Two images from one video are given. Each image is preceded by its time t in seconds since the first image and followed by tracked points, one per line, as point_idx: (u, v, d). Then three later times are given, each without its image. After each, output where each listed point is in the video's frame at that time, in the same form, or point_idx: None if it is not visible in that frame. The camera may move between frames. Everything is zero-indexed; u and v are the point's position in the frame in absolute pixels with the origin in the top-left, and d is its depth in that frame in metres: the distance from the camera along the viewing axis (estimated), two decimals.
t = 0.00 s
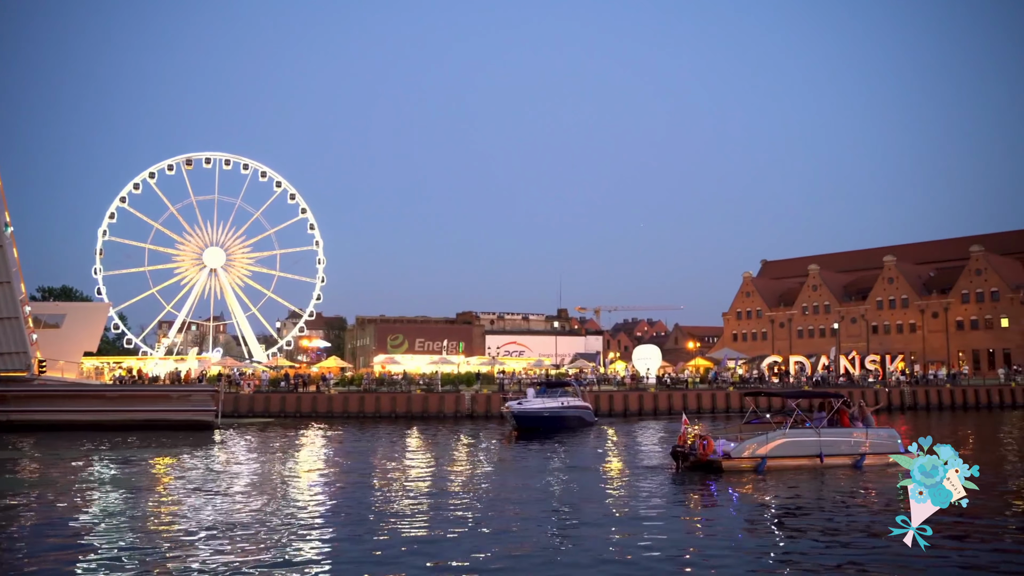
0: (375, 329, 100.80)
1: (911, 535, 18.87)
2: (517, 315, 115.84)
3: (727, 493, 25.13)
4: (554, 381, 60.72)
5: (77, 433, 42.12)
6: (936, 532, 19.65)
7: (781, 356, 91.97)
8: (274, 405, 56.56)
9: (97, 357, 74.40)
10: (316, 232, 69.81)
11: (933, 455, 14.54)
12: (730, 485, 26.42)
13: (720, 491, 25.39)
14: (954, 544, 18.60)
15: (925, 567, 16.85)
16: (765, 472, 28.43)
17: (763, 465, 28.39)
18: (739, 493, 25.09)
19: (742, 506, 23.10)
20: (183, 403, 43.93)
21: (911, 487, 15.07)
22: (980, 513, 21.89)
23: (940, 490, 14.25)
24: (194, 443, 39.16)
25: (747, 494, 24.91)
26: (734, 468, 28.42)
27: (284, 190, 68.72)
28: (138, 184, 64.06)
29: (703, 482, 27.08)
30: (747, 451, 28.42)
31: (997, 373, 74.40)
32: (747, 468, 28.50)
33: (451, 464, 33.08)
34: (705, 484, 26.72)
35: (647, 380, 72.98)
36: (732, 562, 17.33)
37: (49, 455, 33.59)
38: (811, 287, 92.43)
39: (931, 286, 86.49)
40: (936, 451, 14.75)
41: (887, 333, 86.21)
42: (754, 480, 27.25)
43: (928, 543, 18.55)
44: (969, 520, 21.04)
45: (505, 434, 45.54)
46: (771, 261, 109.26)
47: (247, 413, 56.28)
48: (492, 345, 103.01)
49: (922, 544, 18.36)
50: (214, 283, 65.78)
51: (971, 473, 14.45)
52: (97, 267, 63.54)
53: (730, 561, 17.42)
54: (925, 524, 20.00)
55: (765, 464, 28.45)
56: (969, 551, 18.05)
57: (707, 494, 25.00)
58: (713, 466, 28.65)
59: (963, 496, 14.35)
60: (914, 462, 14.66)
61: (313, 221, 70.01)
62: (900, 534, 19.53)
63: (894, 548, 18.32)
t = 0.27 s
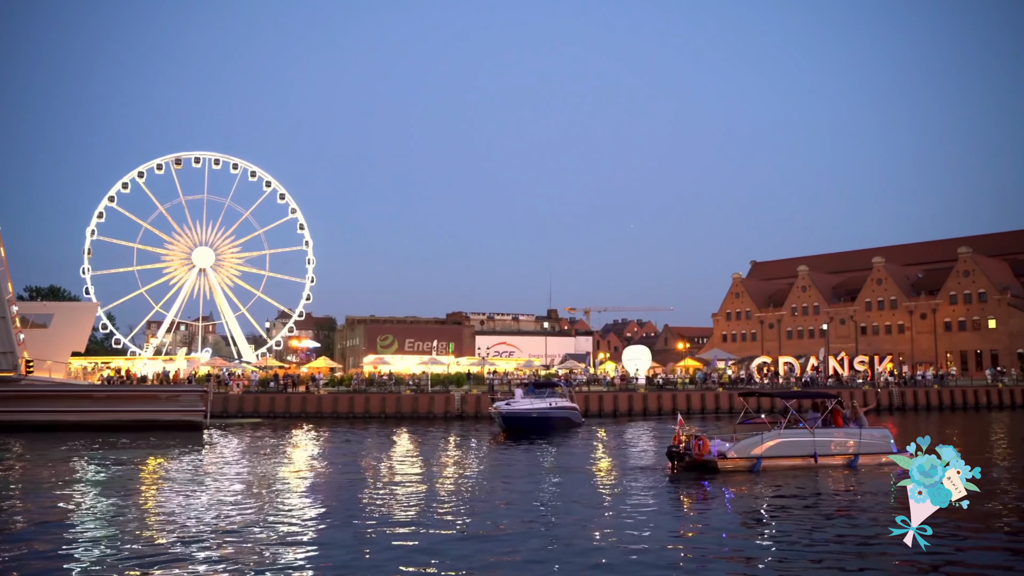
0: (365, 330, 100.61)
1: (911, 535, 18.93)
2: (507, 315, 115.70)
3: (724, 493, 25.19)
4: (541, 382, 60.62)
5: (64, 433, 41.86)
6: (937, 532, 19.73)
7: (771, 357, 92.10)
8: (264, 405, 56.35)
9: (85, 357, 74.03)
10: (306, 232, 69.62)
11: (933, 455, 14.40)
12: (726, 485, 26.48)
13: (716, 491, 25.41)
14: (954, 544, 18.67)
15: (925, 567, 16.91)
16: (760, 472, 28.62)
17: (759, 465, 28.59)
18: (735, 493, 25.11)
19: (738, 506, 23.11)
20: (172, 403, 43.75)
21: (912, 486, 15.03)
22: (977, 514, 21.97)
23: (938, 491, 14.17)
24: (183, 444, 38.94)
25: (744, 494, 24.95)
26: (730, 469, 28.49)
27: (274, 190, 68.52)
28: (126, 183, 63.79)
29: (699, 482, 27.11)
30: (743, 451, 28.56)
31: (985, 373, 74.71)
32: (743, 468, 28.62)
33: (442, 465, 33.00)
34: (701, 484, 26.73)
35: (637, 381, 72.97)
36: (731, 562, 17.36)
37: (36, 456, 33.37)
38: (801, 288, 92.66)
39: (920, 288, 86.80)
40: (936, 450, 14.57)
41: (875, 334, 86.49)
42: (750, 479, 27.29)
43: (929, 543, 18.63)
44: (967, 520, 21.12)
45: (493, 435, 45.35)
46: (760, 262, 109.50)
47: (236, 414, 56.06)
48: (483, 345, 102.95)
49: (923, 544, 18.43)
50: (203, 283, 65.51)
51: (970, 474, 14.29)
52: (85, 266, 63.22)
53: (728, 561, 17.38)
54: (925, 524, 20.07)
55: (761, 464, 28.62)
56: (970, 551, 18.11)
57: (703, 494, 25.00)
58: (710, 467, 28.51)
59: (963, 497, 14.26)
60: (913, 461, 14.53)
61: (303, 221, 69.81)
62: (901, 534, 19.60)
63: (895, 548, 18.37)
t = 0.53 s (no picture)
0: (355, 330, 100.37)
1: (911, 535, 18.94)
2: (497, 315, 115.56)
3: (721, 493, 25.21)
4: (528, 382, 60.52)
5: (52, 434, 41.62)
6: (937, 533, 19.72)
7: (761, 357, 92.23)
8: (253, 406, 56.16)
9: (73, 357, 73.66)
10: (296, 232, 69.44)
11: (933, 456, 14.52)
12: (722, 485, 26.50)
13: (712, 491, 25.40)
14: (954, 545, 18.67)
15: (926, 567, 16.92)
16: (756, 472, 28.66)
17: (754, 465, 28.60)
18: (729, 493, 25.17)
19: (731, 506, 23.21)
20: (161, 403, 43.58)
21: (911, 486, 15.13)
22: (974, 514, 22.04)
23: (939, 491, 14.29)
24: (172, 445, 38.73)
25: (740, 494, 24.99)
26: (726, 469, 28.40)
27: (263, 190, 68.30)
28: (115, 182, 63.54)
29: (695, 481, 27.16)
30: (737, 452, 28.50)
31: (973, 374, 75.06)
32: (739, 468, 28.57)
33: (431, 465, 32.91)
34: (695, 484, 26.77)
35: (627, 381, 72.99)
36: (731, 562, 17.37)
37: (24, 457, 33.15)
38: (790, 289, 92.86)
39: (908, 290, 86.99)
40: (936, 451, 14.68)
41: (864, 335, 86.76)
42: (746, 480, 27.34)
43: (929, 543, 18.62)
44: (965, 521, 21.18)
45: (481, 437, 45.23)
46: (750, 263, 109.73)
47: (225, 414, 55.86)
48: (473, 345, 102.89)
49: (922, 544, 18.43)
50: (193, 283, 65.25)
51: (970, 474, 14.39)
52: (73, 266, 62.88)
53: (723, 562, 17.38)
54: (925, 524, 20.08)
55: (756, 464, 28.65)
56: (970, 552, 18.14)
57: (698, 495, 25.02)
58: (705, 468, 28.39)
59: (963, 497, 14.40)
60: (913, 461, 14.64)
61: (292, 221, 69.61)
62: (901, 534, 19.59)
63: (895, 548, 18.38)
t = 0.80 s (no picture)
0: (344, 330, 100.15)
1: (911, 535, 19.10)
2: (486, 316, 115.43)
3: (718, 493, 25.32)
4: (514, 382, 60.45)
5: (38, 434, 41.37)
6: (936, 533, 19.90)
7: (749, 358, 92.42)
8: (242, 406, 55.96)
9: (60, 357, 73.22)
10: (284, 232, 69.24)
11: (933, 456, 14.81)
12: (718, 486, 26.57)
13: (708, 492, 25.51)
14: (953, 545, 18.85)
15: (923, 567, 17.01)
16: (751, 473, 28.68)
17: (749, 465, 28.64)
18: (724, 493, 25.28)
19: (724, 506, 23.32)
20: (148, 404, 43.35)
21: (911, 487, 15.33)
22: (968, 514, 22.21)
23: (941, 490, 14.55)
24: (159, 445, 38.51)
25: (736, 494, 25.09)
26: (721, 469, 28.42)
27: (252, 189, 68.08)
28: (103, 181, 63.24)
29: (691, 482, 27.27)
30: (733, 452, 28.59)
31: (960, 375, 75.44)
32: (734, 468, 28.61)
33: (421, 466, 32.81)
34: (692, 485, 26.88)
35: (615, 382, 73.01)
36: (731, 562, 17.43)
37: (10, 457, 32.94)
38: (779, 290, 93.10)
39: (896, 290, 87.33)
40: (936, 452, 14.95)
41: (852, 336, 87.07)
42: (741, 479, 27.45)
43: (929, 543, 18.80)
44: (959, 521, 21.33)
45: (468, 438, 45.16)
46: (739, 264, 110.02)
47: (213, 415, 55.66)
48: (462, 346, 102.80)
49: (922, 544, 18.58)
50: (181, 283, 64.99)
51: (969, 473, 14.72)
52: (60, 265, 62.53)
53: (720, 562, 17.47)
54: (925, 524, 20.23)
55: (752, 465, 28.70)
56: (971, 551, 18.29)
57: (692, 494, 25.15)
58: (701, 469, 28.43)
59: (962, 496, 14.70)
60: (913, 461, 14.89)
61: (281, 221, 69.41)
62: (901, 534, 19.72)
63: (895, 548, 18.51)
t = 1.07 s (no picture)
0: (334, 331, 99.93)
1: (911, 535, 19.23)
2: (477, 316, 115.32)
3: (715, 493, 25.42)
4: (504, 383, 60.41)
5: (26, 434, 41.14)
6: (936, 532, 20.03)
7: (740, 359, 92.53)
8: (231, 407, 55.79)
9: (48, 356, 72.81)
10: (275, 231, 69.03)
11: (933, 455, 14.84)
12: (715, 486, 26.66)
13: (704, 492, 25.62)
14: (953, 545, 18.98)
15: (923, 567, 17.10)
16: (747, 473, 28.70)
17: (746, 466, 28.67)
18: (721, 493, 25.41)
19: (720, 506, 23.42)
20: (136, 404, 43.16)
21: (912, 486, 15.40)
22: (964, 513, 22.36)
23: (940, 491, 14.62)
24: (146, 446, 38.25)
25: (733, 494, 25.19)
26: (718, 470, 28.45)
27: (242, 189, 67.84)
28: (93, 180, 62.93)
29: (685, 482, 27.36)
30: (729, 453, 28.60)
31: (950, 376, 75.74)
32: (730, 469, 28.64)
33: (411, 467, 32.68)
34: (688, 484, 26.98)
35: (606, 383, 72.97)
36: (729, 562, 17.49)
37: None
38: (769, 291, 93.29)
39: (886, 291, 87.72)
40: (936, 451, 14.98)
41: (842, 337, 87.30)
42: (738, 479, 27.60)
43: (929, 543, 18.94)
44: (955, 520, 21.46)
45: (457, 439, 45.09)
46: (730, 265, 110.22)
47: (203, 415, 55.47)
48: (452, 346, 102.70)
49: (922, 544, 18.72)
50: (171, 282, 64.75)
51: (969, 473, 14.72)
52: (48, 264, 62.22)
53: (716, 561, 17.58)
54: (924, 525, 20.37)
55: (748, 465, 28.73)
56: (971, 551, 18.42)
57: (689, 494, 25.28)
58: (697, 469, 28.49)
59: (961, 496, 14.74)
60: (913, 461, 14.90)
61: (272, 221, 69.21)
62: (901, 534, 19.87)
63: (896, 548, 18.64)
